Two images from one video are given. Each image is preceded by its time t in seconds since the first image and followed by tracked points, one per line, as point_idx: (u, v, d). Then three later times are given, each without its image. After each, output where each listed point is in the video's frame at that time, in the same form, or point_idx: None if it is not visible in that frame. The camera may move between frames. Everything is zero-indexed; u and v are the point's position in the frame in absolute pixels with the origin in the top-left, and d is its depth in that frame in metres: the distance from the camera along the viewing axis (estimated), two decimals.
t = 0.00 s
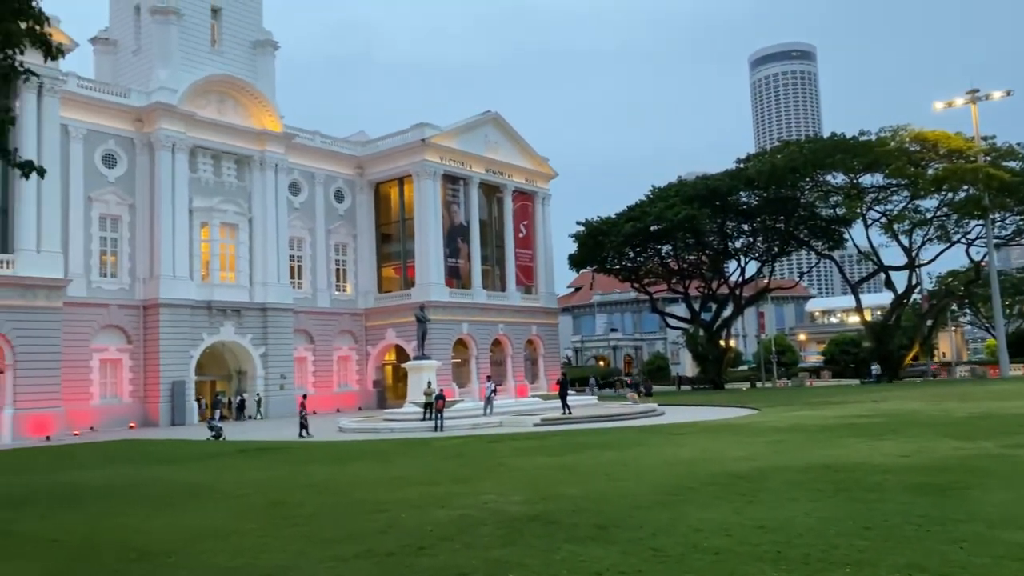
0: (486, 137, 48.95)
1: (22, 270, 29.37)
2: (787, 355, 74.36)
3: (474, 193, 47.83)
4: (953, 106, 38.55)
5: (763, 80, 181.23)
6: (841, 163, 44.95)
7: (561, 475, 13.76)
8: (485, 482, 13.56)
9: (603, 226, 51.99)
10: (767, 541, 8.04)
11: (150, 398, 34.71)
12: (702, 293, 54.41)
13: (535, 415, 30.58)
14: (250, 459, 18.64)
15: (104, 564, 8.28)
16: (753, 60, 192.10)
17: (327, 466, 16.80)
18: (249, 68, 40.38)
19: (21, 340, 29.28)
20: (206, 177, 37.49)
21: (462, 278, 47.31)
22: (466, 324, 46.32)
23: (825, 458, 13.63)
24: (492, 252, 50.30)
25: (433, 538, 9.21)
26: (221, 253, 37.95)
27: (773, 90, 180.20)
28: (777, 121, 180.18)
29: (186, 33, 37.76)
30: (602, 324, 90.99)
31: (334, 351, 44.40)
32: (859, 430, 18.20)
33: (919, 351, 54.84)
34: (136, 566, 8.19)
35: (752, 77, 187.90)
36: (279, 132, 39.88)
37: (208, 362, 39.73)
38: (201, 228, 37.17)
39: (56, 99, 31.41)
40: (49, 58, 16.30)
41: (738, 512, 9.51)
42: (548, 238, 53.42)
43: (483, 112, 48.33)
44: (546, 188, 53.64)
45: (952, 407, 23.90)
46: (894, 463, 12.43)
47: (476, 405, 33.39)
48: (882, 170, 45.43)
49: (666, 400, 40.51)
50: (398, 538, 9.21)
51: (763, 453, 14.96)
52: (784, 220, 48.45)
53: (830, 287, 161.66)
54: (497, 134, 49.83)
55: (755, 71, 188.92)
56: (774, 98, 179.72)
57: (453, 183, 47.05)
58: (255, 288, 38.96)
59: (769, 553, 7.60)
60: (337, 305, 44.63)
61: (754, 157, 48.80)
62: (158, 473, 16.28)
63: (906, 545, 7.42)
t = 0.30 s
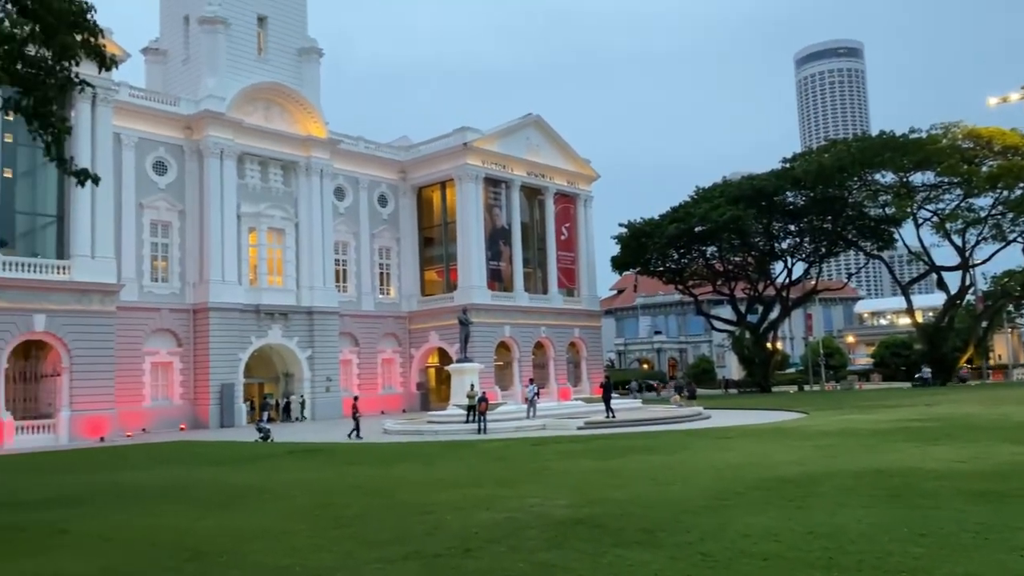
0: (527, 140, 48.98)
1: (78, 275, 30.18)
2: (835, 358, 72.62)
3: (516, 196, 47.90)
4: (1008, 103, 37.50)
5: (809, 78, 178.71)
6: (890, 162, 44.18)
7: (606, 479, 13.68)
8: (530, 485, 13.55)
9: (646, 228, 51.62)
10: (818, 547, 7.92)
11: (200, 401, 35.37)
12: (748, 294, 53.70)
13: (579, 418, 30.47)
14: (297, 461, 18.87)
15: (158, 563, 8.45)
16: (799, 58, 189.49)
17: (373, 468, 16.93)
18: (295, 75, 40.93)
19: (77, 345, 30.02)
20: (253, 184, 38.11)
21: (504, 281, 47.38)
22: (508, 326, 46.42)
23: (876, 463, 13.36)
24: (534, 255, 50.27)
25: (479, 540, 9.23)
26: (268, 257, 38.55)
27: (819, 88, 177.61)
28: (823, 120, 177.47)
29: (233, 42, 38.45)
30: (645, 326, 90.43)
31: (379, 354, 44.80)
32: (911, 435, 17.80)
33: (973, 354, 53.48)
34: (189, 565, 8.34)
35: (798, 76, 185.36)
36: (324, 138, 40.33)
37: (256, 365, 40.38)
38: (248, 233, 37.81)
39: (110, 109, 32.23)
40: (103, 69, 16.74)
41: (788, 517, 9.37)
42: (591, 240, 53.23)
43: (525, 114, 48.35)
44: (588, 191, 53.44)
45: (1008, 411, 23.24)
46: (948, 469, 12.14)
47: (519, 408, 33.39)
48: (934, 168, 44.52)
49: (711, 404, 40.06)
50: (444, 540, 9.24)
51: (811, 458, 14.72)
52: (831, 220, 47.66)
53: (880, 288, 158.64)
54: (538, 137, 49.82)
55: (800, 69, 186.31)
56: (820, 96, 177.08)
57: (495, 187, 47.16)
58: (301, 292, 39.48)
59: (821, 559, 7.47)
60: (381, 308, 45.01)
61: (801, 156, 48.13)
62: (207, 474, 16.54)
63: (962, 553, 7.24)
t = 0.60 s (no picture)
0: (568, 142, 48.92)
1: (128, 279, 30.89)
2: (883, 361, 71.38)
3: (557, 198, 47.86)
4: None
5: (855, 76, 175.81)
6: (940, 160, 43.28)
7: (650, 482, 13.58)
8: (573, 488, 13.51)
9: (689, 229, 51.18)
10: (869, 553, 7.77)
11: (246, 402, 35.95)
12: (793, 296, 52.88)
13: (621, 421, 30.30)
14: (340, 462, 19.05)
15: (207, 562, 8.59)
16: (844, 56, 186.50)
17: (415, 469, 17.03)
18: (338, 81, 41.40)
19: (128, 347, 30.71)
20: (298, 189, 38.62)
21: (545, 283, 47.35)
22: (550, 329, 46.39)
23: (927, 468, 13.06)
24: (576, 257, 50.10)
25: (522, 543, 9.22)
26: (313, 261, 39.03)
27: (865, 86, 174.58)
28: (870, 118, 174.37)
29: (278, 49, 39.06)
30: (689, 329, 89.56)
31: (421, 356, 45.08)
32: (964, 439, 17.38)
33: None
34: (238, 564, 8.45)
35: (844, 74, 182.40)
36: (367, 143, 40.73)
37: (301, 367, 40.91)
38: (294, 237, 38.32)
39: (159, 116, 32.94)
40: (153, 77, 17.11)
41: (837, 522, 9.22)
42: (633, 242, 52.93)
43: (565, 116, 48.29)
44: (630, 192, 53.13)
45: None
46: (1003, 474, 11.84)
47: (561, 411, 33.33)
48: (986, 166, 43.49)
49: (756, 407, 39.56)
50: (488, 542, 9.25)
51: (860, 462, 14.45)
52: (879, 220, 46.81)
53: (929, 290, 155.27)
54: (579, 139, 49.71)
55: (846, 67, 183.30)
56: (867, 95, 174.05)
57: (536, 189, 47.17)
58: (345, 295, 39.91)
59: (872, 565, 7.34)
60: (423, 311, 45.29)
61: (848, 155, 47.39)
62: (253, 475, 16.78)
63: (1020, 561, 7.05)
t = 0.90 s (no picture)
0: (607, 143, 48.74)
1: (175, 282, 31.47)
2: (932, 364, 69.91)
3: (596, 200, 47.72)
4: None
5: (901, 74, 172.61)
6: (990, 159, 41.44)
7: (693, 486, 13.46)
8: (615, 491, 13.43)
9: (731, 231, 50.64)
10: (918, 561, 7.61)
11: (290, 403, 36.42)
12: (838, 298, 52.03)
13: (662, 424, 30.06)
14: (382, 463, 19.19)
15: (253, 561, 8.70)
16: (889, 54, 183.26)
17: (456, 471, 17.08)
18: (379, 85, 41.76)
19: (175, 350, 31.30)
20: (339, 193, 39.04)
21: (584, 286, 47.22)
22: (589, 332, 46.25)
23: (979, 474, 12.75)
24: (615, 259, 49.79)
25: (564, 546, 9.20)
26: (354, 264, 39.40)
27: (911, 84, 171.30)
28: (917, 116, 171.07)
29: (320, 55, 39.49)
30: (731, 331, 88.58)
31: (461, 358, 45.26)
32: (1017, 445, 16.93)
33: None
34: (282, 565, 8.54)
35: (889, 71, 179.20)
36: (407, 147, 41.01)
37: (343, 369, 41.29)
38: (335, 241, 38.72)
39: (205, 122, 33.54)
40: (199, 84, 17.39)
41: (884, 529, 9.05)
42: (674, 244, 52.52)
43: (605, 118, 48.10)
44: (671, 193, 52.67)
45: None
46: None
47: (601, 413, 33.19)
48: None
49: (800, 411, 38.98)
50: (530, 545, 9.25)
51: (909, 468, 14.15)
52: (927, 220, 45.95)
53: (979, 291, 151.70)
54: (619, 140, 49.48)
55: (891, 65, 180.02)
56: (913, 92, 170.80)
57: (575, 191, 47.07)
58: (386, 298, 40.22)
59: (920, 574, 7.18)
60: (463, 313, 45.47)
61: (894, 154, 46.59)
62: (295, 475, 16.98)
63: None
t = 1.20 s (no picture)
0: (644, 145, 48.49)
1: (217, 285, 31.95)
2: (978, 368, 68.41)
3: (633, 201, 47.49)
4: None
5: (945, 71, 169.30)
6: None
7: (733, 491, 13.33)
8: (654, 495, 13.35)
9: (770, 232, 50.04)
10: (965, 569, 7.46)
11: (329, 404, 36.78)
12: (880, 300, 51.16)
13: (701, 428, 29.79)
14: (420, 465, 19.29)
15: (294, 561, 8.81)
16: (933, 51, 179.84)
17: (494, 473, 17.13)
18: (415, 90, 42.04)
19: (217, 352, 31.79)
20: (377, 196, 39.36)
21: (621, 288, 47.03)
22: (626, 334, 46.04)
23: None
24: (652, 261, 49.52)
25: (603, 550, 9.18)
26: (391, 267, 39.67)
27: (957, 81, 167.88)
28: (962, 114, 167.55)
29: (357, 60, 39.87)
30: (770, 334, 87.49)
31: (497, 361, 45.33)
32: None
33: None
34: (322, 565, 8.64)
35: (932, 69, 175.83)
36: (443, 150, 41.23)
37: (380, 371, 41.58)
38: (373, 244, 39.05)
39: (246, 128, 34.05)
40: (240, 90, 17.65)
41: (930, 536, 8.89)
42: (712, 245, 52.05)
43: (641, 119, 47.87)
44: (709, 195, 52.19)
45: None
46: None
47: (638, 416, 33.00)
48: None
49: (841, 415, 38.38)
50: (568, 548, 9.24)
51: (955, 474, 13.87)
52: (972, 221, 44.99)
53: None
54: (655, 141, 49.20)
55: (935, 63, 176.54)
56: (958, 90, 167.38)
57: (611, 193, 46.92)
58: (422, 300, 40.45)
59: None
60: (499, 316, 45.53)
61: (938, 153, 45.76)
62: (335, 476, 17.16)
63: None
